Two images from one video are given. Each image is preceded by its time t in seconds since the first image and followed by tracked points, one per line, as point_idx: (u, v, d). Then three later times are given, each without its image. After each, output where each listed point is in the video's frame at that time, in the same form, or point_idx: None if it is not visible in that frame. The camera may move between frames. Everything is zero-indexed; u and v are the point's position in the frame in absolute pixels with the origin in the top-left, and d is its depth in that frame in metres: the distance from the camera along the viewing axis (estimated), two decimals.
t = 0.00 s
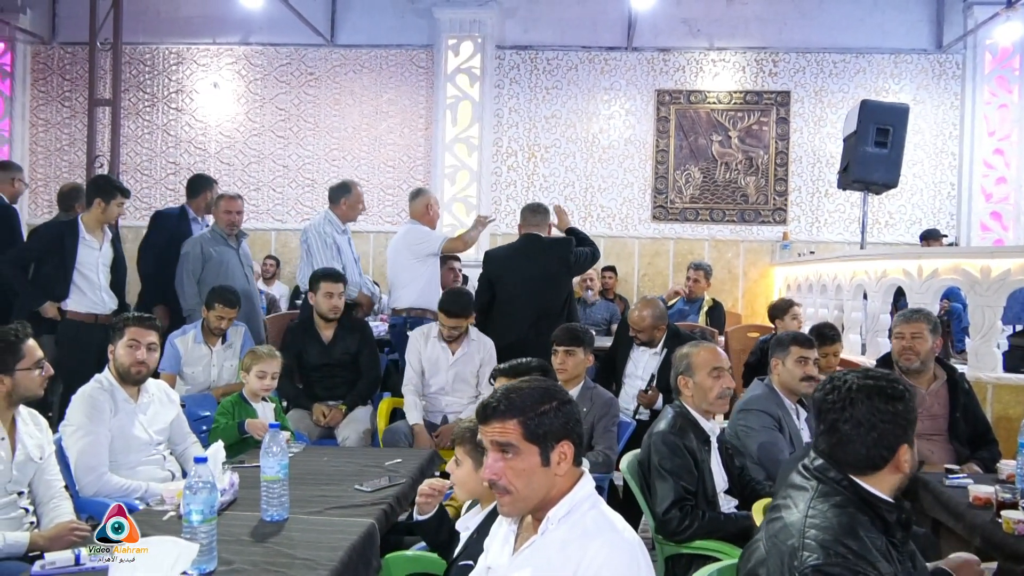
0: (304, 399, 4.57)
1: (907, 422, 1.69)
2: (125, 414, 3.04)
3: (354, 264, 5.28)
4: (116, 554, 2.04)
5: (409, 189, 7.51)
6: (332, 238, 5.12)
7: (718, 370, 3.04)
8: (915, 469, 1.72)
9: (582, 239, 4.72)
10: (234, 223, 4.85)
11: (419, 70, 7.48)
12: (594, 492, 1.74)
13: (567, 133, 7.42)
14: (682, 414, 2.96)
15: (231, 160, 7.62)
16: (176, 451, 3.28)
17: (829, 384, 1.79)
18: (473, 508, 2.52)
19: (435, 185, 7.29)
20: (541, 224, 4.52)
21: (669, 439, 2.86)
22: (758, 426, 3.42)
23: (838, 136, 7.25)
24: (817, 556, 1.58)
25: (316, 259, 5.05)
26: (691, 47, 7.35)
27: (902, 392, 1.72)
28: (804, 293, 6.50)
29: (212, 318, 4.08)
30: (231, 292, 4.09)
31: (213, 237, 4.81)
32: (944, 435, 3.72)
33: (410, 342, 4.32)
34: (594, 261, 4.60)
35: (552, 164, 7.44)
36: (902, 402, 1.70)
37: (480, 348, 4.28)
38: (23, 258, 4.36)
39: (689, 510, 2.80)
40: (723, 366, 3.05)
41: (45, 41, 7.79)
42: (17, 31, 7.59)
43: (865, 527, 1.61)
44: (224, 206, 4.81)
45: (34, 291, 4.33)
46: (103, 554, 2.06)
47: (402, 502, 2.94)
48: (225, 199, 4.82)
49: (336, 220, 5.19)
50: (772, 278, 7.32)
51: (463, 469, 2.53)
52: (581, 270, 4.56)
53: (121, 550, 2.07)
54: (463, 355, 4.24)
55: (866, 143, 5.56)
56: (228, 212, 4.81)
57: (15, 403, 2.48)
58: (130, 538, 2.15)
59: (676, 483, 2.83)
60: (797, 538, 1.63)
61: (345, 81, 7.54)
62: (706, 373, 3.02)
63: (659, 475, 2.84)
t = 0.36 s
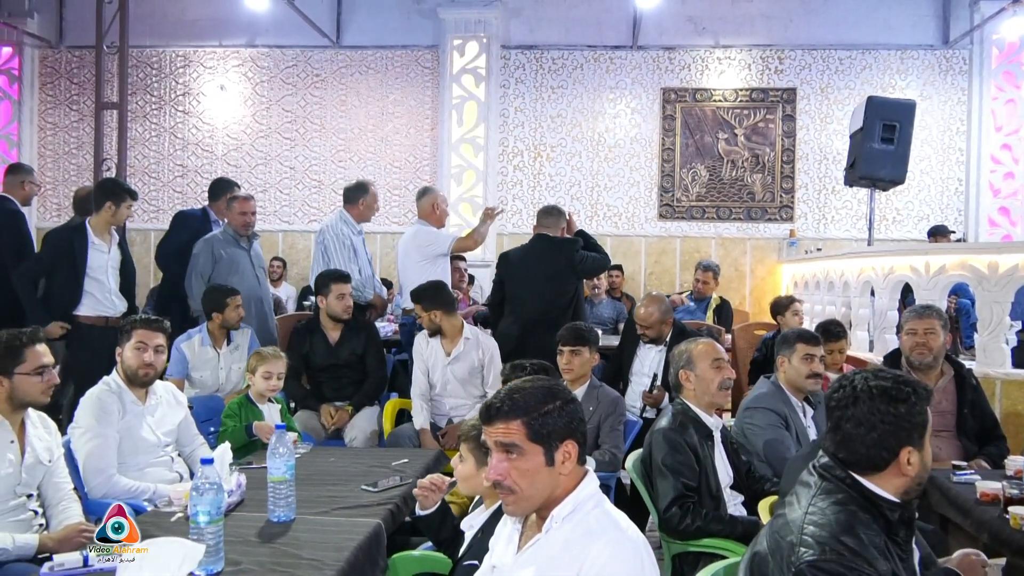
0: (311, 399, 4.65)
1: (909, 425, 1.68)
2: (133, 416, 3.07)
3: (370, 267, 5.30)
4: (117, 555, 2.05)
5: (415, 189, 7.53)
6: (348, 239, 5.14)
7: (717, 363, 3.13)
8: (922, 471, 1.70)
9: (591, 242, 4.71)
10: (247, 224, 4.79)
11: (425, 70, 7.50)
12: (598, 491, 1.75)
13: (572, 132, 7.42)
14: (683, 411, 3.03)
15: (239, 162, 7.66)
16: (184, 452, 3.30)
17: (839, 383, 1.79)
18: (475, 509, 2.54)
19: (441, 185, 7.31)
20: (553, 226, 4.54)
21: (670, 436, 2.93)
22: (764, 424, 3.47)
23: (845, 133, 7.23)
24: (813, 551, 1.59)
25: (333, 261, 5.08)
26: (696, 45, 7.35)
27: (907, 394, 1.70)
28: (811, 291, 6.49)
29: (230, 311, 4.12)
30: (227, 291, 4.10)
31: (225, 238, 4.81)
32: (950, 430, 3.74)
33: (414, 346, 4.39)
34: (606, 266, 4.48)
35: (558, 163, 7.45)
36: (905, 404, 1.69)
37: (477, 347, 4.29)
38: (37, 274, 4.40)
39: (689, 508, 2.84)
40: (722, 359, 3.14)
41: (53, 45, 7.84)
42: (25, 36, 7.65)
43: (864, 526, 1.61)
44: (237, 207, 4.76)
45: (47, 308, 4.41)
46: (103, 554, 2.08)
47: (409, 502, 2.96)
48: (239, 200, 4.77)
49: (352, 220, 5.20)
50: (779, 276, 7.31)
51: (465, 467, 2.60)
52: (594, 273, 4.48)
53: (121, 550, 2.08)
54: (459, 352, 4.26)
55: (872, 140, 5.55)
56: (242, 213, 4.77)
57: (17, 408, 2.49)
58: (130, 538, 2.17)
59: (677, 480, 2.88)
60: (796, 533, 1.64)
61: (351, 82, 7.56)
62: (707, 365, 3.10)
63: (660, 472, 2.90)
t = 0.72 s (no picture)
0: (311, 400, 4.67)
1: (889, 418, 1.76)
2: (132, 418, 3.08)
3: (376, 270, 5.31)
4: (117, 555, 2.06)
5: (413, 190, 7.54)
6: (354, 240, 5.16)
7: (712, 361, 3.15)
8: (903, 463, 1.78)
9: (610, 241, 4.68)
10: (261, 226, 4.83)
11: (423, 71, 7.51)
12: (593, 489, 1.77)
13: (570, 132, 7.44)
14: (677, 410, 3.04)
15: (237, 164, 7.67)
16: (184, 454, 3.32)
17: (820, 380, 1.88)
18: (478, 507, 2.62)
19: (439, 186, 7.32)
20: (555, 224, 4.59)
21: (664, 435, 2.95)
22: (762, 421, 3.48)
23: (842, 131, 7.24)
24: (799, 546, 1.65)
25: (339, 260, 5.10)
26: (693, 44, 7.36)
27: (886, 388, 1.79)
28: (809, 289, 6.50)
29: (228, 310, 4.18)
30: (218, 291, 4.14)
31: (237, 241, 4.86)
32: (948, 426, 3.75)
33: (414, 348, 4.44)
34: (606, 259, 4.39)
35: (555, 163, 7.46)
36: (884, 397, 1.78)
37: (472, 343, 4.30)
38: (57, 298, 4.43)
39: (688, 506, 2.87)
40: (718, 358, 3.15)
41: (50, 48, 7.86)
42: (23, 39, 7.66)
43: (847, 519, 1.68)
44: (251, 210, 4.82)
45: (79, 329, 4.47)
46: (103, 554, 2.09)
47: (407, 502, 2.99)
48: (252, 202, 4.82)
49: (360, 223, 5.24)
50: (777, 274, 7.32)
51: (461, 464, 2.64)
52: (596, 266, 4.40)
53: (120, 550, 2.09)
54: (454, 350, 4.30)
55: (869, 138, 5.56)
56: (256, 215, 4.83)
57: (11, 411, 2.50)
58: (130, 538, 2.17)
59: (673, 478, 2.91)
60: (782, 528, 1.71)
61: (349, 83, 7.57)
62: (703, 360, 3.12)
63: (656, 471, 2.93)
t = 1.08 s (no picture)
0: (300, 402, 4.68)
1: (871, 418, 1.78)
2: (120, 420, 3.07)
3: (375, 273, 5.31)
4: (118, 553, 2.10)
5: (403, 192, 7.54)
6: (352, 242, 5.16)
7: (703, 361, 3.17)
8: (886, 464, 1.79)
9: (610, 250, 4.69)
10: (264, 232, 4.89)
11: (412, 73, 7.52)
12: (580, 489, 1.77)
13: (560, 133, 7.45)
14: (664, 411, 3.06)
15: (226, 166, 7.66)
16: (172, 456, 3.31)
17: (806, 381, 1.89)
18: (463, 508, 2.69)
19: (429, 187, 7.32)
20: (549, 228, 4.55)
21: (652, 435, 2.97)
22: (749, 421, 3.50)
23: (829, 132, 7.28)
24: (781, 545, 1.66)
25: (337, 261, 5.10)
26: (682, 46, 7.38)
27: (869, 389, 1.81)
28: (797, 289, 6.53)
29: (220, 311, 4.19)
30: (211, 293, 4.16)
31: (235, 243, 4.89)
32: (933, 425, 3.79)
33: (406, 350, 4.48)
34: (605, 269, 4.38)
35: (545, 164, 7.47)
36: (868, 398, 1.80)
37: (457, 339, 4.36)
38: (48, 305, 4.41)
39: (676, 506, 2.88)
40: (707, 358, 3.19)
41: (38, 49, 7.83)
42: (10, 40, 7.63)
43: (829, 518, 1.69)
44: (257, 218, 4.84)
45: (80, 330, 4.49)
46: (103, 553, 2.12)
47: (395, 503, 3.00)
48: (258, 210, 4.84)
49: (360, 224, 5.24)
50: (766, 275, 7.35)
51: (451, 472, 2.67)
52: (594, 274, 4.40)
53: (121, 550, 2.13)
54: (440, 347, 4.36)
55: (856, 139, 5.60)
56: (261, 224, 4.86)
57: None
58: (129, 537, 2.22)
59: (660, 479, 2.92)
60: (764, 527, 1.72)
61: (338, 84, 7.57)
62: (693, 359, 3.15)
63: (644, 471, 2.94)
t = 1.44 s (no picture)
0: (282, 405, 4.63)
1: (849, 422, 1.77)
2: (99, 424, 3.03)
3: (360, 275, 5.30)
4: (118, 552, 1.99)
5: (386, 193, 7.51)
6: (342, 244, 5.16)
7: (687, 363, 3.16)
8: (863, 468, 1.78)
9: (607, 272, 4.92)
10: (241, 239, 4.89)
11: (396, 74, 7.48)
12: (560, 490, 1.75)
13: (544, 135, 7.44)
14: (648, 413, 3.05)
15: (208, 167, 7.60)
16: (151, 459, 3.28)
17: (787, 383, 1.88)
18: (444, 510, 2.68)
19: (413, 189, 7.28)
20: (556, 234, 4.75)
21: (635, 438, 2.95)
22: (731, 423, 3.50)
23: (813, 135, 7.30)
24: (758, 547, 1.65)
25: (323, 260, 5.08)
26: (667, 49, 7.39)
27: (848, 393, 1.80)
28: (780, 291, 6.54)
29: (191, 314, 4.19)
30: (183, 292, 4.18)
31: (210, 247, 4.88)
32: (914, 427, 3.82)
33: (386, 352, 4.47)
34: (604, 290, 4.59)
35: (529, 166, 7.46)
36: (846, 402, 1.78)
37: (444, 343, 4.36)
38: (24, 304, 4.32)
39: (658, 508, 2.87)
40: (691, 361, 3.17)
41: (16, 48, 7.74)
42: None
43: (807, 519, 1.69)
44: (236, 224, 4.85)
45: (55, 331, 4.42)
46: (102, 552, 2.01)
47: (377, 506, 2.97)
48: (238, 216, 4.87)
49: (349, 226, 5.26)
50: (750, 277, 7.36)
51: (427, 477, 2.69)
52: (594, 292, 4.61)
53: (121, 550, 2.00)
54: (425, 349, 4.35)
55: (840, 142, 5.61)
56: (239, 230, 4.88)
57: None
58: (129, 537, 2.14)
59: (643, 480, 2.91)
60: (742, 529, 1.71)
61: (322, 85, 7.53)
62: (677, 362, 3.14)
63: (626, 473, 2.92)
